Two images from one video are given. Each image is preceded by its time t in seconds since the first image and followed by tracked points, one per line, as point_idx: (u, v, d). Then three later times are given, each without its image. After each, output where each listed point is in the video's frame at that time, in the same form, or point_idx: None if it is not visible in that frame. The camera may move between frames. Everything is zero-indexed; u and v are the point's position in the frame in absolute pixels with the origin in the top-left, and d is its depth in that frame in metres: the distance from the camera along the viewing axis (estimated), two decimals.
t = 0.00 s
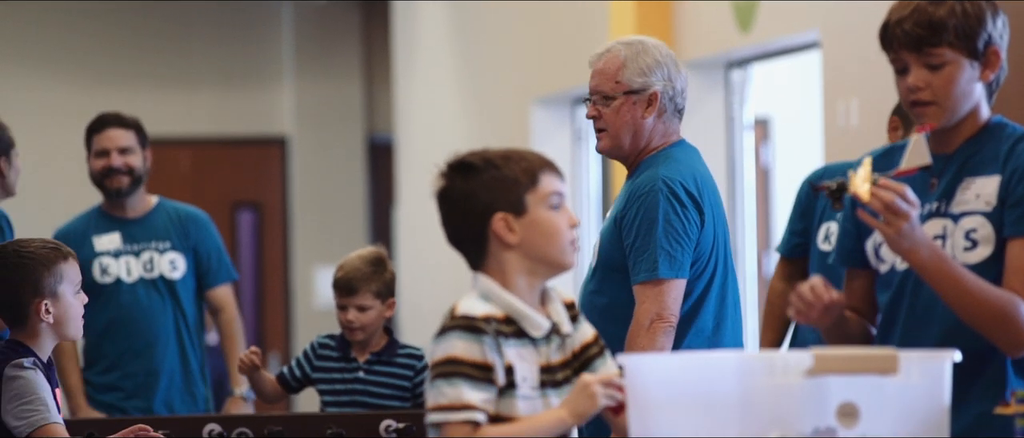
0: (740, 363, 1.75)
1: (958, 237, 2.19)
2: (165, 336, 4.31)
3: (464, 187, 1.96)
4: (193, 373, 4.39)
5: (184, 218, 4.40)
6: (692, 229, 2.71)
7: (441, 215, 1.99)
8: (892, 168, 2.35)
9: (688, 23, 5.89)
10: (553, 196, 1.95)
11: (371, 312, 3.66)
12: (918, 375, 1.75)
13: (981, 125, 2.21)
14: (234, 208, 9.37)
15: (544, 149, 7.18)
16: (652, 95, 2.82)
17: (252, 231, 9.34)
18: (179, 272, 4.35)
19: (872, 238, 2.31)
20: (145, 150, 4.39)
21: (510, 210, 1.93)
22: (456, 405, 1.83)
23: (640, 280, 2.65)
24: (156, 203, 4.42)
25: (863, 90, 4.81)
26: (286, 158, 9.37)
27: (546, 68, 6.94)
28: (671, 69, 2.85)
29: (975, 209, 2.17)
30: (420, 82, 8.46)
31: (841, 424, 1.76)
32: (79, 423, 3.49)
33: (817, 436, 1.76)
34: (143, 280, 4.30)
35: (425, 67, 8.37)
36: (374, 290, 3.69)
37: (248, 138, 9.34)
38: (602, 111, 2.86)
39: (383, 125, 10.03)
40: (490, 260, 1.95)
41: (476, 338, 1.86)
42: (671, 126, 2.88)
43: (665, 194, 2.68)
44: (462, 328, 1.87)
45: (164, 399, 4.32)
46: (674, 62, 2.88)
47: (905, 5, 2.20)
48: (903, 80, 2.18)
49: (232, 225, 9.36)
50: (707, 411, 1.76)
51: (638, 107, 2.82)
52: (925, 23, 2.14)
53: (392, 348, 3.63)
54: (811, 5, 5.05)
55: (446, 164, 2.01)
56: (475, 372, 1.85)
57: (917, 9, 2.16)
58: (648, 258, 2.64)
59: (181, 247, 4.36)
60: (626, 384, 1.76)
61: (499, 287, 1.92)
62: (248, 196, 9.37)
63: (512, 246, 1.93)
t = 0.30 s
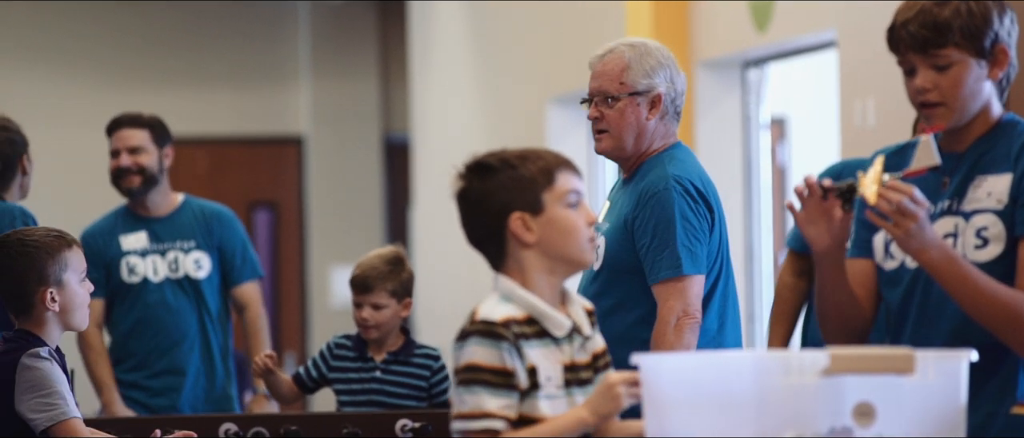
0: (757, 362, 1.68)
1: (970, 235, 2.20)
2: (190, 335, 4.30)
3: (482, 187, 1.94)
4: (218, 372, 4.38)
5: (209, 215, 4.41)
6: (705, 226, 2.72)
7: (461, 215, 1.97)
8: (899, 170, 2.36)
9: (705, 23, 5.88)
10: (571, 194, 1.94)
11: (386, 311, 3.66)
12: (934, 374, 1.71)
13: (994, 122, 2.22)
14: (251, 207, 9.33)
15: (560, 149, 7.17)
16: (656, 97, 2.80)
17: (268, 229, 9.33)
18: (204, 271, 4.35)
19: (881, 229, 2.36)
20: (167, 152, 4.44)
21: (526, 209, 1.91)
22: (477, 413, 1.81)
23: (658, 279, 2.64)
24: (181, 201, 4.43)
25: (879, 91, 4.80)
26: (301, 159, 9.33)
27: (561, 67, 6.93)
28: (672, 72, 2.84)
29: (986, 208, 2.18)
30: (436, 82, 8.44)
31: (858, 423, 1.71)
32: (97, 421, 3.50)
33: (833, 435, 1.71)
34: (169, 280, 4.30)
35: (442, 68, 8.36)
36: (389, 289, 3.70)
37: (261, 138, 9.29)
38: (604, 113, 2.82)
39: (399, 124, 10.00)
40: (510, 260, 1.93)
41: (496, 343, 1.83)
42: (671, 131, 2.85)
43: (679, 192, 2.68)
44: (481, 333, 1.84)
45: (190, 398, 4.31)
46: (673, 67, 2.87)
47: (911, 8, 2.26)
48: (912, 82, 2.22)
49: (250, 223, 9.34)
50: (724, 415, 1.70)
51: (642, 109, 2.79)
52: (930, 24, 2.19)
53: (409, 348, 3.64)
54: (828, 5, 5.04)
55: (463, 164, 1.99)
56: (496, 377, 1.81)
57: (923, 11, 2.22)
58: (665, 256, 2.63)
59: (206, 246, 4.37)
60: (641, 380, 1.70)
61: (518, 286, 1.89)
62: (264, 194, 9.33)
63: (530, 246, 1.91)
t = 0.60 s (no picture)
0: (765, 362, 1.66)
1: (979, 236, 2.21)
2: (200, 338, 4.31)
3: (494, 190, 1.90)
4: (228, 374, 4.36)
5: (223, 217, 4.39)
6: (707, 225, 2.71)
7: (474, 217, 1.93)
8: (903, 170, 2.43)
9: (716, 25, 5.89)
10: (584, 193, 1.89)
11: (395, 310, 3.67)
12: (946, 375, 1.69)
13: (1000, 123, 2.23)
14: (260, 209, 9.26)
15: (569, 147, 7.14)
16: (649, 101, 2.79)
17: (278, 231, 9.26)
18: (215, 274, 4.34)
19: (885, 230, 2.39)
20: (185, 157, 4.46)
21: (541, 210, 1.87)
22: (495, 414, 1.77)
23: (667, 276, 2.61)
24: (197, 203, 4.43)
25: (890, 89, 4.79)
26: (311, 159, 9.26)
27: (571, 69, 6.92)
28: (662, 77, 2.84)
29: (994, 209, 2.18)
30: (446, 83, 8.44)
31: (869, 424, 1.69)
32: (111, 421, 3.51)
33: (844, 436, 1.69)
34: (180, 283, 4.29)
35: (452, 68, 8.35)
36: (398, 290, 3.70)
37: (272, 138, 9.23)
38: (598, 115, 2.78)
39: (409, 125, 10.00)
40: (525, 260, 1.89)
41: (518, 343, 1.78)
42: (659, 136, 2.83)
43: (684, 190, 2.67)
44: (501, 333, 1.80)
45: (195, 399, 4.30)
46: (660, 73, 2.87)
47: (913, 10, 2.28)
48: (916, 85, 2.24)
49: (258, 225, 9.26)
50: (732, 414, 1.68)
51: (636, 111, 2.78)
52: (932, 27, 2.21)
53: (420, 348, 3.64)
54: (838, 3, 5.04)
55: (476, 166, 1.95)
56: (516, 378, 1.77)
57: (923, 14, 2.24)
58: (674, 253, 2.61)
59: (219, 250, 4.35)
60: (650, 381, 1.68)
61: (536, 286, 1.85)
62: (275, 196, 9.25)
63: (545, 246, 1.87)
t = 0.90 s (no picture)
0: (776, 363, 1.65)
1: (988, 236, 2.22)
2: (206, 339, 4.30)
3: (508, 191, 1.90)
4: (236, 374, 4.34)
5: (237, 221, 4.37)
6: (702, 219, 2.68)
7: (489, 215, 1.93)
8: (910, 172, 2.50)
9: (727, 25, 5.91)
10: (600, 193, 1.88)
11: (405, 309, 3.68)
12: (958, 375, 1.67)
13: (1009, 123, 2.25)
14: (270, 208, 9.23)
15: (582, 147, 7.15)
16: (635, 96, 2.78)
17: (289, 231, 9.23)
18: (224, 276, 4.32)
19: (892, 229, 2.40)
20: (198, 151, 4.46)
21: (556, 210, 1.86)
22: (512, 412, 1.75)
23: (667, 265, 2.58)
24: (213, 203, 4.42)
25: (902, 89, 4.78)
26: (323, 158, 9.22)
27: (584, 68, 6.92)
28: (645, 74, 2.82)
29: (1004, 210, 2.19)
30: (457, 82, 8.43)
31: (880, 425, 1.68)
32: (122, 421, 3.51)
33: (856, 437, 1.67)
34: (190, 284, 4.29)
35: (463, 68, 8.35)
36: (408, 288, 3.70)
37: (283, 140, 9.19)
38: (584, 111, 2.76)
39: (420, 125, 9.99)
40: (542, 261, 1.88)
41: (542, 343, 1.77)
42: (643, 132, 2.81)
43: (677, 180, 2.64)
44: (524, 333, 1.78)
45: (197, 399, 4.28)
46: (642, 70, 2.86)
47: (923, 10, 2.28)
48: (924, 86, 2.24)
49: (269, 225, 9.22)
50: (744, 410, 1.66)
51: (622, 108, 2.76)
52: (940, 27, 2.22)
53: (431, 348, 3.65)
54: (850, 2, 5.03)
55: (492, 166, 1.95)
56: (538, 378, 1.75)
57: (931, 14, 2.24)
58: (673, 241, 2.58)
59: (228, 251, 4.33)
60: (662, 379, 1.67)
61: (552, 285, 1.84)
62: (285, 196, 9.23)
63: (560, 248, 1.86)
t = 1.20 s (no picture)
0: (792, 363, 1.64)
1: (1001, 237, 2.28)
2: (216, 340, 4.28)
3: (531, 189, 1.86)
4: (241, 370, 4.31)
5: (252, 223, 4.37)
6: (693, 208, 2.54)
7: (510, 211, 1.89)
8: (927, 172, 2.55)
9: (741, 22, 5.89)
10: (622, 193, 1.84)
11: (417, 310, 3.67)
12: (971, 375, 1.68)
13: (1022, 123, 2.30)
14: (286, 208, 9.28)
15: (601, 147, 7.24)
16: (619, 95, 2.66)
17: (305, 231, 9.28)
18: (233, 278, 4.33)
19: (907, 231, 2.49)
20: (219, 153, 4.49)
21: (579, 211, 1.82)
22: (541, 412, 1.71)
23: (662, 255, 2.44)
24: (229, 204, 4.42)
25: (915, 89, 4.78)
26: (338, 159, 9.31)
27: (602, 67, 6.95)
28: (630, 71, 2.71)
29: (1015, 211, 2.25)
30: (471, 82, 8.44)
31: (894, 425, 1.67)
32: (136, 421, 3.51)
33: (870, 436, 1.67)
34: (201, 285, 4.29)
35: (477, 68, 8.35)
36: (420, 289, 3.70)
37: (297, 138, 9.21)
38: (569, 111, 2.63)
39: (433, 126, 10.02)
40: (564, 261, 1.84)
41: (571, 343, 1.73)
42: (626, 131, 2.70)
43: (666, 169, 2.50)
44: (553, 333, 1.74)
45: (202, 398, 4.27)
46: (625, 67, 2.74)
47: (936, 11, 2.36)
48: (938, 85, 2.31)
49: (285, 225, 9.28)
50: (759, 410, 1.65)
51: (608, 106, 2.64)
52: (951, 27, 2.29)
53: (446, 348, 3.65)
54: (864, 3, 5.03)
55: (515, 164, 1.90)
56: (567, 379, 1.72)
57: (943, 14, 2.32)
58: (665, 232, 2.44)
59: (239, 253, 4.34)
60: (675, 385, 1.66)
61: (577, 286, 1.80)
62: (298, 196, 9.28)
63: (583, 248, 1.82)
